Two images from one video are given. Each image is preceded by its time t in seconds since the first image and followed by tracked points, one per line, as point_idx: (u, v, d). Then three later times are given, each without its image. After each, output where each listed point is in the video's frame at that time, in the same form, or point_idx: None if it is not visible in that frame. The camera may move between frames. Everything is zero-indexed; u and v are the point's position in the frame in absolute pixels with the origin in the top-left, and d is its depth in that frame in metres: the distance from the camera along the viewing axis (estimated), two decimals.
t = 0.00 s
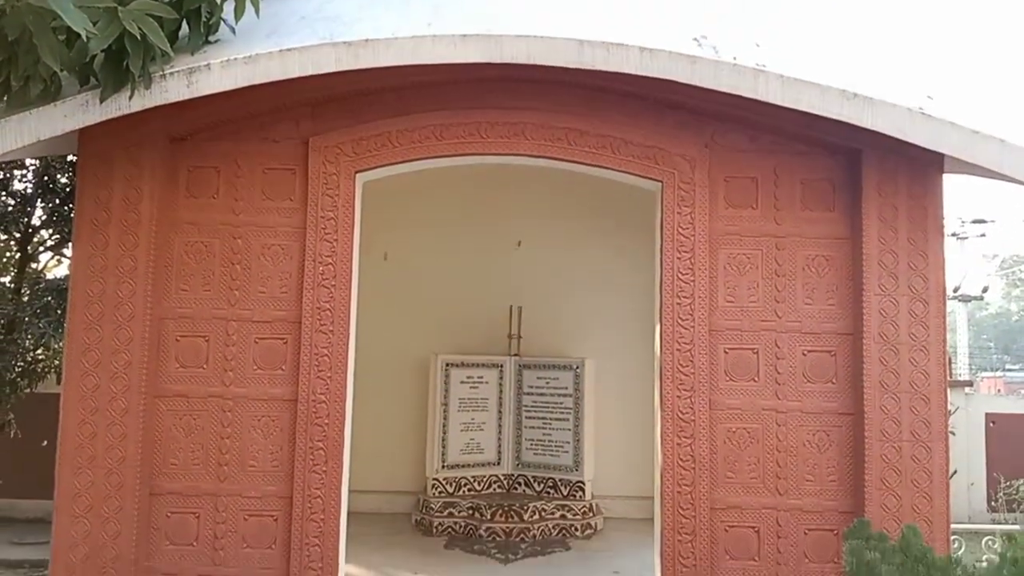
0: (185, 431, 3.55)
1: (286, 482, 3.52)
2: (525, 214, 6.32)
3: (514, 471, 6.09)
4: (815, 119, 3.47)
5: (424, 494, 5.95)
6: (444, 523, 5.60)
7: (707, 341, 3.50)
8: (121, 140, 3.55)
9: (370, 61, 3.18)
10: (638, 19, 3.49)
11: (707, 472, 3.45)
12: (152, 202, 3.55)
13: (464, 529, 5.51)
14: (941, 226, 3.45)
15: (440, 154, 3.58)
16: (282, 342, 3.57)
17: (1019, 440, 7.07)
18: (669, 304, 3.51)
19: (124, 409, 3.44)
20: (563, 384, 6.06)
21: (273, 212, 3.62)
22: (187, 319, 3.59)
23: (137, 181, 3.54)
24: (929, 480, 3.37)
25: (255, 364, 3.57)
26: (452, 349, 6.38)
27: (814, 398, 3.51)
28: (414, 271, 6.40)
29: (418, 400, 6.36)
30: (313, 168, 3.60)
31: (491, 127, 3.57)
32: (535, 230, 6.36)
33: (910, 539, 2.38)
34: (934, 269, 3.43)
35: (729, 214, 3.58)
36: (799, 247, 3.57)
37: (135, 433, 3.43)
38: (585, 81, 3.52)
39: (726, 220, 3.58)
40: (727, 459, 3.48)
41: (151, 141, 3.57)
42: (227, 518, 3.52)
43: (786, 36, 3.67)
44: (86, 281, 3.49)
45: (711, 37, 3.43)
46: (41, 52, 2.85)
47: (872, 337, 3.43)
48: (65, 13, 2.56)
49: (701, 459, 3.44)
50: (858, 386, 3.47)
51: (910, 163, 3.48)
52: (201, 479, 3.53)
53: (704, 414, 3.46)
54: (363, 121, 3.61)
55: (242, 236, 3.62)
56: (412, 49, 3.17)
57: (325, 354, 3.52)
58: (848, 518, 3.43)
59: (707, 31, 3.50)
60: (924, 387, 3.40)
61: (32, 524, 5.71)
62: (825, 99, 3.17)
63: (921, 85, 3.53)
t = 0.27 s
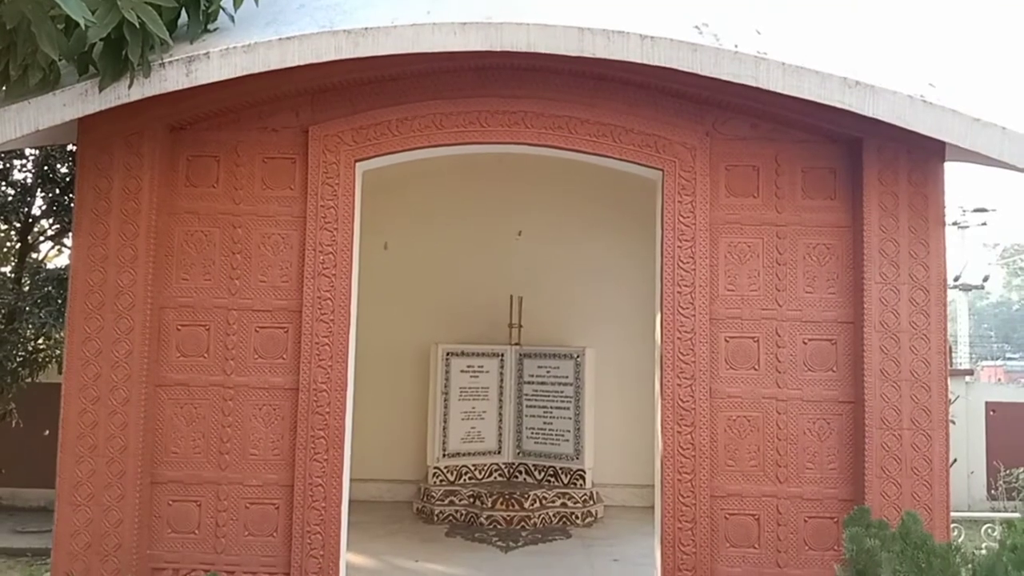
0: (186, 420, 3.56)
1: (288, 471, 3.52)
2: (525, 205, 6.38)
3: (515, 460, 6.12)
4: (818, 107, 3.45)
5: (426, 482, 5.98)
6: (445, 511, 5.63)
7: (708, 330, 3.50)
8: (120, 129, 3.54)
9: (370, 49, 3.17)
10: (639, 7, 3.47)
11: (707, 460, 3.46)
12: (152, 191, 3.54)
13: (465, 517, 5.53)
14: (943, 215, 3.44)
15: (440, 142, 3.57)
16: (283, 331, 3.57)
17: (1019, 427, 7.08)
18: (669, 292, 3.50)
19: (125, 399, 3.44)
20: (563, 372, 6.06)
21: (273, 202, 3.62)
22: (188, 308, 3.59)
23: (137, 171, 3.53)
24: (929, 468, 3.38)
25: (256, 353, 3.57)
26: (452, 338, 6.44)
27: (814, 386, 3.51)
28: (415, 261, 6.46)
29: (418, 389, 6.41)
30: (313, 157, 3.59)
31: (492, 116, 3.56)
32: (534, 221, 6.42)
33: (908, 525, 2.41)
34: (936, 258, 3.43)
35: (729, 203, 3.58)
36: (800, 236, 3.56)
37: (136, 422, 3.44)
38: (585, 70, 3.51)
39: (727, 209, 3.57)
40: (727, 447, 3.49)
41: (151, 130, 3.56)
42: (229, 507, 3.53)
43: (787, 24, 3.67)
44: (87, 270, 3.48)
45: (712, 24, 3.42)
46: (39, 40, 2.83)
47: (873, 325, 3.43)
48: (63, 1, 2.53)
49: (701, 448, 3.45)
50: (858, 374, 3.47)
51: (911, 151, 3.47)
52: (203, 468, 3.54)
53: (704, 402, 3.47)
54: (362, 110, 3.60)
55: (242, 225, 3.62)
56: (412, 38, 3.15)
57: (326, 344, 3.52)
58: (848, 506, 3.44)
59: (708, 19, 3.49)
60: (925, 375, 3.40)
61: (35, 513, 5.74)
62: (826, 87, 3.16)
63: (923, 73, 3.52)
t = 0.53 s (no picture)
0: (188, 408, 3.56)
1: (290, 458, 3.53)
2: (525, 192, 6.38)
3: (517, 447, 6.14)
4: (819, 92, 3.44)
5: (428, 469, 6.00)
6: (447, 498, 5.65)
7: (709, 316, 3.50)
8: (120, 117, 3.53)
9: (369, 35, 3.15)
10: None
11: (708, 446, 3.47)
12: (152, 179, 3.53)
13: (467, 504, 5.56)
14: (944, 200, 3.43)
15: (440, 129, 3.55)
16: (285, 319, 3.57)
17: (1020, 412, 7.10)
18: (670, 278, 3.50)
19: (127, 387, 3.45)
20: (564, 360, 6.08)
21: (273, 189, 3.61)
22: (189, 296, 3.59)
23: (137, 158, 3.52)
24: (930, 452, 3.38)
25: (257, 341, 3.57)
26: (453, 325, 6.49)
27: (816, 371, 3.52)
28: (415, 249, 6.48)
29: (420, 376, 6.45)
30: (313, 144, 3.58)
31: (492, 102, 3.55)
32: (535, 208, 6.43)
33: (910, 511, 2.40)
34: (937, 243, 3.42)
35: (731, 188, 3.57)
36: (802, 221, 3.56)
37: (139, 410, 3.44)
38: (586, 55, 3.49)
39: (728, 194, 3.56)
40: (729, 433, 3.50)
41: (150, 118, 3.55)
42: (231, 494, 3.54)
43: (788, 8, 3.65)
44: (88, 259, 3.48)
45: (713, 8, 3.40)
46: (37, 26, 2.82)
47: (874, 310, 3.42)
48: None
49: (703, 433, 3.46)
50: (860, 359, 3.47)
51: (913, 135, 3.46)
52: (205, 455, 3.55)
53: (705, 388, 3.47)
54: (362, 97, 3.58)
55: (243, 213, 3.61)
56: (412, 23, 3.14)
57: (327, 331, 3.52)
58: (849, 491, 3.45)
59: (709, 2, 3.47)
60: (926, 360, 3.41)
61: (39, 501, 5.76)
62: (828, 72, 3.14)
63: (925, 56, 3.50)
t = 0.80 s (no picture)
0: (186, 398, 3.56)
1: (288, 448, 3.53)
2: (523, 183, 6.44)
3: (515, 437, 6.14)
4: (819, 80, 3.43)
5: (426, 459, 6.01)
6: (446, 487, 5.66)
7: (707, 305, 3.50)
8: (116, 106, 3.51)
9: (366, 23, 3.13)
10: None
11: (706, 435, 3.47)
12: (149, 169, 3.52)
13: (466, 494, 5.57)
14: (943, 189, 3.43)
15: (438, 118, 3.54)
16: (283, 309, 3.57)
17: (1018, 402, 7.11)
18: (669, 268, 3.50)
19: (125, 377, 3.44)
20: (562, 350, 6.09)
21: (271, 179, 3.60)
22: (187, 286, 3.58)
23: (134, 148, 3.51)
24: (927, 442, 3.39)
25: (255, 331, 3.57)
26: (451, 316, 6.48)
27: (814, 361, 3.52)
28: (413, 240, 6.49)
29: (418, 367, 6.46)
30: (310, 133, 3.56)
31: (490, 91, 3.53)
32: (533, 199, 6.47)
33: (908, 498, 2.42)
34: (936, 232, 3.42)
35: (730, 178, 3.56)
36: (800, 210, 3.55)
37: (137, 400, 3.44)
38: (585, 43, 3.48)
39: (727, 183, 3.56)
40: (726, 422, 3.50)
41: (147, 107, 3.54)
42: (230, 484, 3.54)
43: None
44: (85, 248, 3.47)
45: None
46: (32, 14, 2.80)
47: (872, 300, 3.42)
48: None
49: (700, 422, 3.46)
50: (858, 348, 3.48)
51: (912, 123, 3.45)
52: (204, 445, 3.55)
53: (704, 378, 3.47)
54: (360, 86, 3.57)
55: (240, 202, 3.60)
56: (410, 11, 3.12)
57: (325, 321, 3.51)
58: (847, 480, 3.46)
59: None
60: (924, 350, 3.41)
61: (37, 492, 5.77)
62: (828, 60, 3.13)
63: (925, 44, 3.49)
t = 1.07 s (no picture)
0: (182, 386, 3.57)
1: (285, 435, 3.54)
2: (519, 170, 6.44)
3: (511, 424, 6.17)
4: (814, 67, 3.43)
5: (423, 447, 6.03)
6: (442, 475, 5.68)
7: (702, 292, 3.51)
8: (110, 94, 3.49)
9: (360, 10, 3.12)
10: None
11: (701, 421, 3.49)
12: (143, 157, 3.51)
13: (462, 481, 5.60)
14: (937, 176, 3.43)
15: (433, 105, 3.54)
16: (278, 297, 3.57)
17: (1011, 388, 7.15)
18: (663, 255, 3.51)
19: (121, 365, 3.44)
20: (558, 337, 6.11)
21: (265, 167, 3.59)
22: (182, 274, 3.58)
23: (128, 136, 3.50)
24: (921, 427, 3.41)
25: (251, 319, 3.57)
26: (447, 304, 6.49)
27: (808, 347, 3.53)
28: (409, 228, 6.49)
29: (414, 355, 6.48)
30: (305, 120, 3.55)
31: (485, 78, 3.53)
32: (529, 186, 6.47)
33: (901, 483, 2.47)
34: (930, 219, 3.43)
35: (724, 165, 3.57)
36: (795, 197, 3.56)
37: (133, 388, 3.44)
38: (579, 30, 3.47)
39: (722, 170, 3.56)
40: (721, 408, 3.52)
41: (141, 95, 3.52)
42: (227, 471, 3.55)
43: None
44: (80, 236, 3.47)
45: None
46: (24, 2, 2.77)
47: (866, 286, 3.44)
48: None
49: (695, 409, 3.48)
50: (852, 335, 3.49)
51: (907, 110, 3.45)
52: (200, 433, 3.56)
53: (698, 364, 3.48)
54: (354, 73, 3.56)
55: (235, 190, 3.59)
56: None
57: (321, 309, 3.52)
58: (840, 465, 3.48)
59: None
60: (918, 336, 3.43)
61: (34, 481, 5.78)
62: (822, 47, 3.13)
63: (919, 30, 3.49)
